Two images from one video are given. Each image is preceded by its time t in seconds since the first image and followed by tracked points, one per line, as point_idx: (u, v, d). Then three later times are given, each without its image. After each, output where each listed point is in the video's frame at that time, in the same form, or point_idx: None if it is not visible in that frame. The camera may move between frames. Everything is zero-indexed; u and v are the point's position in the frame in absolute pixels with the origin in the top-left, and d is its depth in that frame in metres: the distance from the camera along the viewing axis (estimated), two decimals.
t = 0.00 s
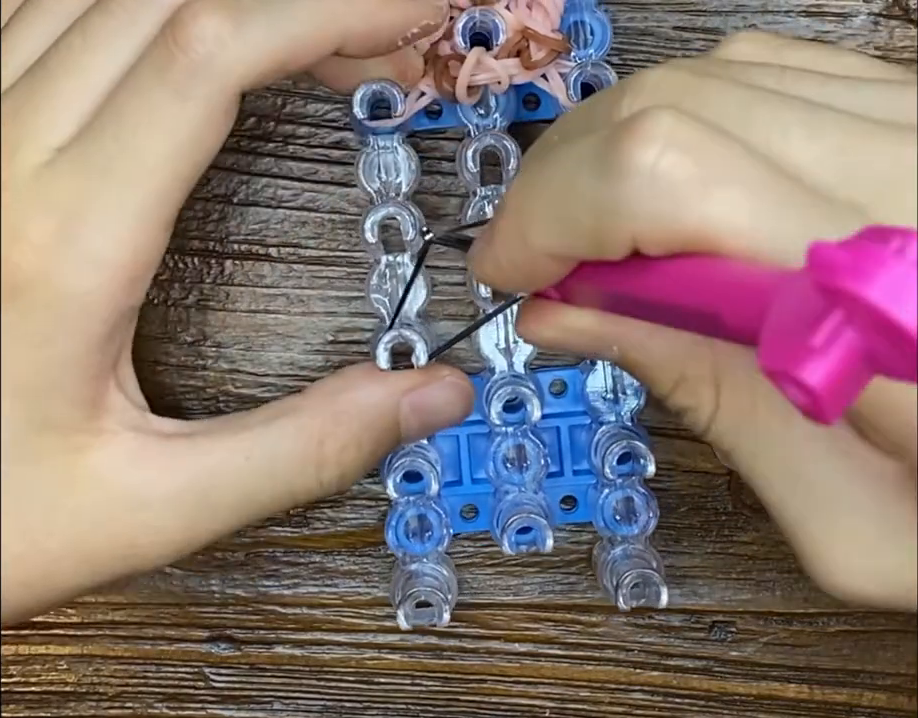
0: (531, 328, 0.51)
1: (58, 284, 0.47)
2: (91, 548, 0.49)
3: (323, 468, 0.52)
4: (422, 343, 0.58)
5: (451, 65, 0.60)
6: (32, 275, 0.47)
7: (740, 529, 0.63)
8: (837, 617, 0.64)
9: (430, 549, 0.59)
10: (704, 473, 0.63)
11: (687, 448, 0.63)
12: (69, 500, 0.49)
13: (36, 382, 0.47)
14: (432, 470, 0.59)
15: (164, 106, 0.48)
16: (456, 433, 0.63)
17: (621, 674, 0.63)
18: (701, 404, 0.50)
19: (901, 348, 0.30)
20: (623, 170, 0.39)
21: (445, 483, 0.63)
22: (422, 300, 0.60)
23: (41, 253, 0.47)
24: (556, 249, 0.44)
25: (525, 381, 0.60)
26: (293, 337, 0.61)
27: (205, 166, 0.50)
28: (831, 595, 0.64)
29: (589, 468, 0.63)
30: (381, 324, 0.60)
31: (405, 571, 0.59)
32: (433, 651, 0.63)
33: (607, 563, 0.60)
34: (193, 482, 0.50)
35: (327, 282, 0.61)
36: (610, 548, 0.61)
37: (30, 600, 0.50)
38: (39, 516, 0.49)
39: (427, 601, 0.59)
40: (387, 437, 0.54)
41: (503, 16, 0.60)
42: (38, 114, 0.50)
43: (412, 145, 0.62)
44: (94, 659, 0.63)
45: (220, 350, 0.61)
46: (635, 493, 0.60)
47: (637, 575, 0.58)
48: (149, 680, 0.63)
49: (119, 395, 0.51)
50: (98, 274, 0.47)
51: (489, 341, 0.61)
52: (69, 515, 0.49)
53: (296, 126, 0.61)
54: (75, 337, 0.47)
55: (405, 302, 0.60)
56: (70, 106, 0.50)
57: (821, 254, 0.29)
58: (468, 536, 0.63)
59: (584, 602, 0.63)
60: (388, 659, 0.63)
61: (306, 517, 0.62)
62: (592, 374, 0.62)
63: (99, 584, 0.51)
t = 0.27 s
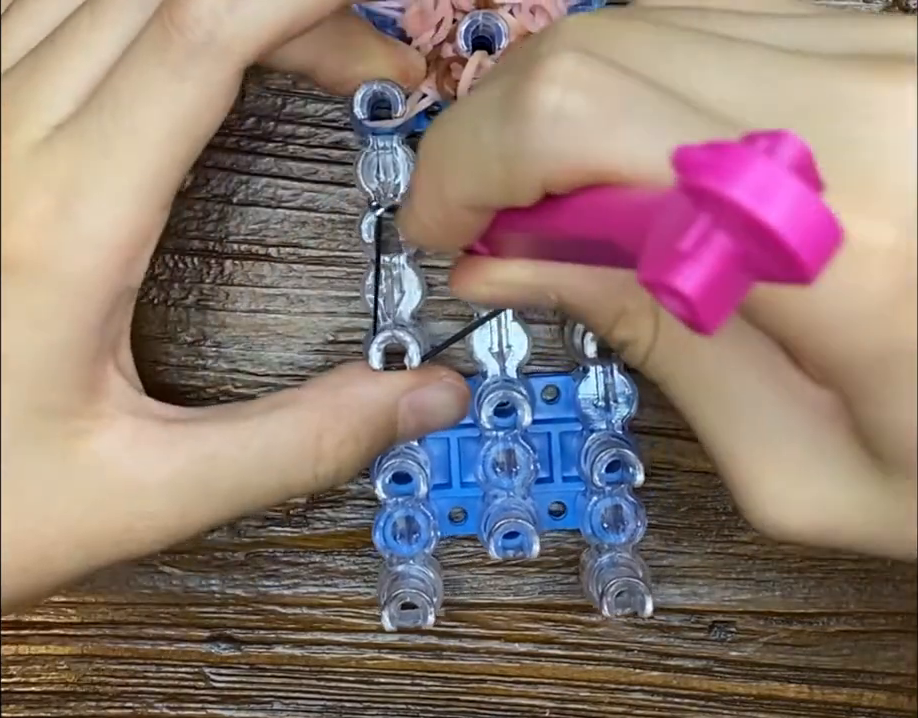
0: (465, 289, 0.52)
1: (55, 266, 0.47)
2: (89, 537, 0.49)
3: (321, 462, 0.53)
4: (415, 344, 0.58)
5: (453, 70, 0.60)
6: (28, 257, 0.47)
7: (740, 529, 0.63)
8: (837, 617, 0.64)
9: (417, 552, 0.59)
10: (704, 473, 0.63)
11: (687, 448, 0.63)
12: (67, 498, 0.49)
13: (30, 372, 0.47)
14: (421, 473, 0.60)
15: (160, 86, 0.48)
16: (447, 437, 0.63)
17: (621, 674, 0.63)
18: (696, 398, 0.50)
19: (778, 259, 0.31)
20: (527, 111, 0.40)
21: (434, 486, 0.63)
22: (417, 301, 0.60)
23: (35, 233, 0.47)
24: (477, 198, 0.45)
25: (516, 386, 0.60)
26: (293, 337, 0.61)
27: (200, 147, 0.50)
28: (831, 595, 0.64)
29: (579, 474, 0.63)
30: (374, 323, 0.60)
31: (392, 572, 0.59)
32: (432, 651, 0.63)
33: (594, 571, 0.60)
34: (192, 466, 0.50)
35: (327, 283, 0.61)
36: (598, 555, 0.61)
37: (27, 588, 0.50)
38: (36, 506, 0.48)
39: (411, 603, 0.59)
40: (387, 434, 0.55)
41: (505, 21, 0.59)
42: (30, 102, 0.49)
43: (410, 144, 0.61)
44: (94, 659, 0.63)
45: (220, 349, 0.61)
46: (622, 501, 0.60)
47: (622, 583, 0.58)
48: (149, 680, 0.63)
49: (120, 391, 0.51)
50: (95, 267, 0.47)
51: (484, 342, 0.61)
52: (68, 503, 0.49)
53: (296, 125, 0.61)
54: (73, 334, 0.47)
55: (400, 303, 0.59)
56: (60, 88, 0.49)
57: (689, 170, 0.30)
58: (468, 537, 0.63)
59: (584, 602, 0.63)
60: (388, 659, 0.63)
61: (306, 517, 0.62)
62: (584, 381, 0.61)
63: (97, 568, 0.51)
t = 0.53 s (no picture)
0: (418, 264, 0.52)
1: (54, 253, 0.47)
2: (90, 531, 0.49)
3: (321, 459, 0.53)
4: (416, 344, 0.58)
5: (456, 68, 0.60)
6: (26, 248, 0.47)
7: (739, 529, 0.63)
8: (837, 618, 0.64)
9: (420, 552, 0.59)
10: (703, 473, 0.63)
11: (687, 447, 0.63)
12: (64, 493, 0.49)
13: (30, 367, 0.47)
14: (424, 472, 0.59)
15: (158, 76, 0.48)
16: (449, 436, 0.63)
17: (621, 674, 0.63)
18: (671, 379, 0.50)
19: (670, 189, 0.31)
20: (451, 78, 0.42)
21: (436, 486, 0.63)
22: (417, 300, 0.61)
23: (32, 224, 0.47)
24: (422, 170, 0.46)
25: (518, 385, 0.60)
26: (294, 337, 0.61)
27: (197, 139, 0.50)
28: (831, 595, 0.64)
29: (581, 473, 0.63)
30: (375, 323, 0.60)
31: (394, 571, 0.59)
32: (432, 651, 0.63)
33: (596, 570, 0.60)
34: (193, 461, 0.50)
35: (327, 282, 0.61)
36: (601, 554, 0.61)
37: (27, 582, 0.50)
38: (35, 499, 0.48)
39: (415, 603, 0.58)
40: (389, 434, 0.55)
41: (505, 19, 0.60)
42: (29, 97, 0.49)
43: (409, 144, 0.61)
44: (93, 659, 0.63)
45: (220, 349, 0.61)
46: (626, 500, 0.60)
47: (626, 581, 0.58)
48: (149, 680, 0.63)
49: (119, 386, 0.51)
50: (94, 263, 0.47)
51: (484, 341, 0.61)
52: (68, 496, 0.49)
53: (296, 126, 0.61)
54: (70, 330, 0.47)
55: (401, 303, 0.60)
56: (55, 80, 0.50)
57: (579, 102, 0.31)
58: (469, 537, 0.63)
59: (584, 602, 0.63)
60: (388, 659, 0.63)
61: (306, 516, 0.62)
62: (586, 380, 0.62)
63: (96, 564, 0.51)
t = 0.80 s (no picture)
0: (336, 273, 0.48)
1: (58, 257, 0.47)
2: (95, 528, 0.50)
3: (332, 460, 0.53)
4: (424, 342, 0.57)
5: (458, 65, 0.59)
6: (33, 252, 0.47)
7: (739, 529, 0.63)
8: (837, 618, 0.64)
9: (434, 549, 0.59)
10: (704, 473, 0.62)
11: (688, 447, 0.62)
12: (67, 491, 0.49)
13: (30, 368, 0.48)
14: (435, 472, 0.59)
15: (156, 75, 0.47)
16: (459, 433, 0.62)
17: (621, 674, 0.63)
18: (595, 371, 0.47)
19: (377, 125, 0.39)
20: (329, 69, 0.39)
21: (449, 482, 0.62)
22: (424, 300, 0.60)
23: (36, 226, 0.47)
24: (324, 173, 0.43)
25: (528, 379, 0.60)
26: (294, 337, 0.61)
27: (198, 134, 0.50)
28: (831, 595, 0.63)
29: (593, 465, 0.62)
30: (382, 324, 0.60)
31: (409, 570, 0.59)
32: (433, 651, 0.63)
33: (612, 561, 0.60)
34: (196, 465, 0.50)
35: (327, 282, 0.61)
36: (614, 545, 0.61)
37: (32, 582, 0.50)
38: (41, 497, 0.49)
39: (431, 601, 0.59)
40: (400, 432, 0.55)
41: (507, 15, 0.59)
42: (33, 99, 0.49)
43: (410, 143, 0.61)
44: (93, 659, 0.63)
45: (221, 349, 0.62)
46: (638, 491, 0.60)
47: (643, 573, 0.58)
48: (149, 680, 0.63)
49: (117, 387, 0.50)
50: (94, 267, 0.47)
51: (489, 337, 0.61)
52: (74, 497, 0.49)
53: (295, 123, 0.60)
54: (66, 333, 0.48)
55: (407, 303, 0.60)
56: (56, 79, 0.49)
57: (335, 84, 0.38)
58: (467, 537, 0.62)
59: (584, 602, 0.63)
60: (389, 659, 0.63)
61: (306, 517, 0.62)
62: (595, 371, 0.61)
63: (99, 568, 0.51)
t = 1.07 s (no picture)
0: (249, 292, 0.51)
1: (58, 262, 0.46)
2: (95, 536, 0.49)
3: (337, 465, 0.53)
4: (426, 343, 0.58)
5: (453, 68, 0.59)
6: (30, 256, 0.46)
7: (739, 529, 0.63)
8: (837, 618, 0.64)
9: (437, 548, 0.59)
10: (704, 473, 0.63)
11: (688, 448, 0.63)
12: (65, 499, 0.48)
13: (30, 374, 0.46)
14: (438, 470, 0.60)
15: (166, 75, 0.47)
16: (461, 433, 0.63)
17: (621, 674, 0.63)
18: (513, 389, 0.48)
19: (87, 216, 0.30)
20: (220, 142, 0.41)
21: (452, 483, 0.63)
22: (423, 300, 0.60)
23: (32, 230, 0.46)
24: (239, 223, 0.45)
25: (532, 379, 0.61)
26: (294, 336, 0.61)
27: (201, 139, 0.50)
28: (831, 595, 0.63)
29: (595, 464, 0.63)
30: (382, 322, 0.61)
31: (413, 569, 0.59)
32: (433, 651, 0.63)
33: (614, 560, 0.60)
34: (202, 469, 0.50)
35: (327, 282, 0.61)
36: (618, 544, 0.61)
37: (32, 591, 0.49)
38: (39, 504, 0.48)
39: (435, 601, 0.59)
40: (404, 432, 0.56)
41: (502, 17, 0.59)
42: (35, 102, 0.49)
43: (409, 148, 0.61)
44: (93, 659, 0.63)
45: (221, 349, 0.61)
46: (641, 489, 0.60)
47: (648, 571, 0.58)
48: (148, 680, 0.63)
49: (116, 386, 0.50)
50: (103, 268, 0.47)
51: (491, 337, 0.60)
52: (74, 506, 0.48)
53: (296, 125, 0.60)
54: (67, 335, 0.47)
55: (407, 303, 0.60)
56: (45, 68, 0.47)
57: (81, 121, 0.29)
58: (468, 537, 0.63)
59: (584, 602, 0.63)
60: (389, 659, 0.63)
61: (306, 516, 0.62)
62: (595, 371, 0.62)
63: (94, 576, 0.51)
